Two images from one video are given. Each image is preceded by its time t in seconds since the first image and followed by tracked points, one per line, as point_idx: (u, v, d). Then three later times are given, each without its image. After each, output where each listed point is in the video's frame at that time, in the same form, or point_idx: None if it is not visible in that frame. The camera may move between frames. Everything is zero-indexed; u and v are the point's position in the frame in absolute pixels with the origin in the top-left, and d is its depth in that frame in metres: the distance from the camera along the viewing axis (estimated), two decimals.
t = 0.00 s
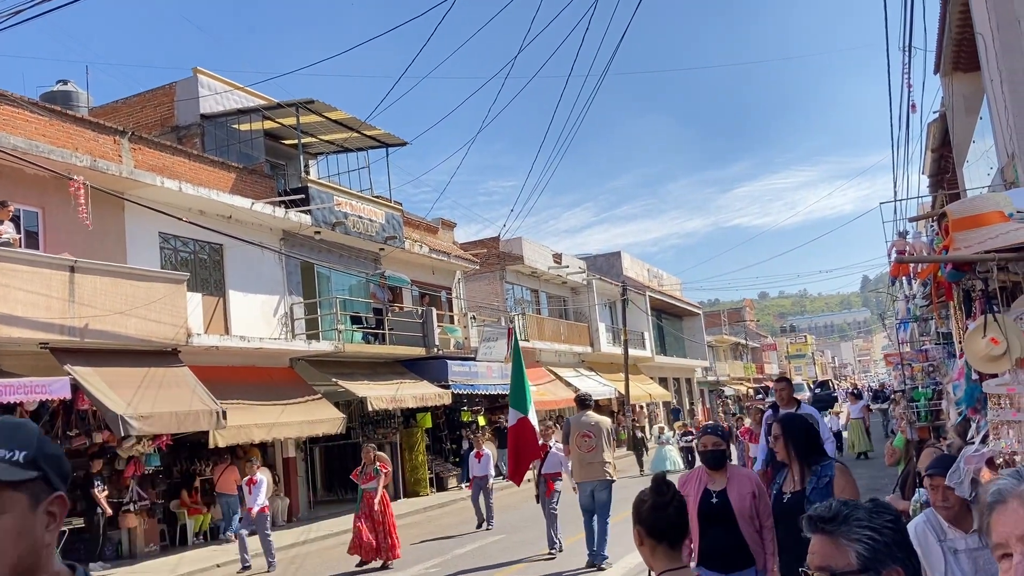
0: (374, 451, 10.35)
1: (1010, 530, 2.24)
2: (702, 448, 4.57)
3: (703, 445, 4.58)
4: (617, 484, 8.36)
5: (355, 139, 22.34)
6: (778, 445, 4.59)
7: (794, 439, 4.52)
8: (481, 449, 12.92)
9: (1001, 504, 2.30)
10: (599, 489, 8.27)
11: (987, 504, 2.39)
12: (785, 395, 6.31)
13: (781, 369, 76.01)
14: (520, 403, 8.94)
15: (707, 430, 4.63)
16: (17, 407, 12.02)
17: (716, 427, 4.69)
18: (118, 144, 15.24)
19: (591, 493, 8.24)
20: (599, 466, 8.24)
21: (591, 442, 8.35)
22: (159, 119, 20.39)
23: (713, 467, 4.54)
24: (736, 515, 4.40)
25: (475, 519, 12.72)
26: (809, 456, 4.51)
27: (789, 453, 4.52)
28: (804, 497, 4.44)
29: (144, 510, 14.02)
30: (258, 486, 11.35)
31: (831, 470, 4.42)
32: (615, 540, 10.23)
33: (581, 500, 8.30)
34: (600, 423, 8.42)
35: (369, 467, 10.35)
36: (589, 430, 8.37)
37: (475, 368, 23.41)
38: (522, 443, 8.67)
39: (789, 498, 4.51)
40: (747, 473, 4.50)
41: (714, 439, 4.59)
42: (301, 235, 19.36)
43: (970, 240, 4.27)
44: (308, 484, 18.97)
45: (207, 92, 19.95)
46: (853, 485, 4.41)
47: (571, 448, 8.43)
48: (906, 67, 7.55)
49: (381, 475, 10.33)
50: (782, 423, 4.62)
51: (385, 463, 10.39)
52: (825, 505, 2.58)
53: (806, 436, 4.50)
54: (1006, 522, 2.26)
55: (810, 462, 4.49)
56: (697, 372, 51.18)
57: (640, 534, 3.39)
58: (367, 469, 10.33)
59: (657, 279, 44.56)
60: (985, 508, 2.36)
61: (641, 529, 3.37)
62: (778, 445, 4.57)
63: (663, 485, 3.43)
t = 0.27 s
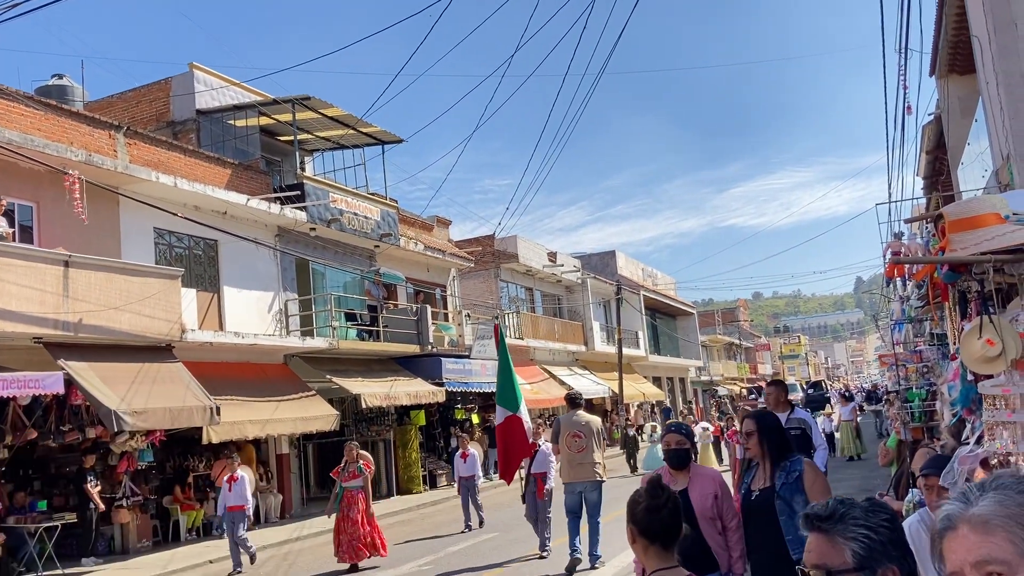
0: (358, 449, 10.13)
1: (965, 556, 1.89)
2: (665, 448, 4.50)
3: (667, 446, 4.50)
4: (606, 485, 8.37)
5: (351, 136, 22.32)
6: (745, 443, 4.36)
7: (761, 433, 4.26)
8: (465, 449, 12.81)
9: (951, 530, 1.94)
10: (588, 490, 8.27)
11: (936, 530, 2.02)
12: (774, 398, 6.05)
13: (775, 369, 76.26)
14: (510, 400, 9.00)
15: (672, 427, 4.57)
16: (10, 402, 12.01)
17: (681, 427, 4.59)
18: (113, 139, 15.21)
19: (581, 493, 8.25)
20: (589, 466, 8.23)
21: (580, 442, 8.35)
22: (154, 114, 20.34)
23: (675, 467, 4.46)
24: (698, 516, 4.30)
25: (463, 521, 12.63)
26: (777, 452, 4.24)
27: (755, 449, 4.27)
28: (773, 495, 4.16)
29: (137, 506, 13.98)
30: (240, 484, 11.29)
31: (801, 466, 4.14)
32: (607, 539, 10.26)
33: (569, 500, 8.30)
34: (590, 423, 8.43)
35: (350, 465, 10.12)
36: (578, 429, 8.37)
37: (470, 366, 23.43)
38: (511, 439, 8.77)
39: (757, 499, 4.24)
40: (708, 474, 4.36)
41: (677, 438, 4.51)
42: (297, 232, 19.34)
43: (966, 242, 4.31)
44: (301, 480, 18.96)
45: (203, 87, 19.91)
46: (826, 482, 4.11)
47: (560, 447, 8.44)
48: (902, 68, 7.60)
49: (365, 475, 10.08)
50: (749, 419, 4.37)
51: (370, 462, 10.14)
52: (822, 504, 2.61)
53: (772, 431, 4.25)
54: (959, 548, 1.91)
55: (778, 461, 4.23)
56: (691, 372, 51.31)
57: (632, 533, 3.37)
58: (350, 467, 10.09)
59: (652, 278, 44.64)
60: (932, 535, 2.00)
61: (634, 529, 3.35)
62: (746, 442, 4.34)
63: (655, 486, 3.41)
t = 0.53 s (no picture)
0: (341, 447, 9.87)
1: None
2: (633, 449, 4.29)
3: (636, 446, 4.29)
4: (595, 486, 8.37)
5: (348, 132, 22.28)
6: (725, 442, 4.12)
7: (742, 434, 4.05)
8: (453, 447, 12.60)
9: None
10: (577, 491, 8.27)
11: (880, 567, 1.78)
12: (759, 397, 5.68)
13: (770, 369, 76.36)
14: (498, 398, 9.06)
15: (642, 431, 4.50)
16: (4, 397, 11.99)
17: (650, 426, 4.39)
18: (109, 134, 15.17)
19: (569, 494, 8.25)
20: (577, 468, 8.21)
21: (569, 443, 8.33)
22: (150, 109, 20.27)
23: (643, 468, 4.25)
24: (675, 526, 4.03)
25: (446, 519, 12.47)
26: (757, 453, 4.04)
27: (735, 451, 4.06)
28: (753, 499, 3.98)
29: (131, 501, 13.95)
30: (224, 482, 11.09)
31: (782, 467, 3.95)
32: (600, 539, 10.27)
33: (559, 500, 8.32)
34: (579, 423, 8.39)
35: (335, 464, 9.82)
36: (567, 431, 8.33)
37: (464, 363, 23.45)
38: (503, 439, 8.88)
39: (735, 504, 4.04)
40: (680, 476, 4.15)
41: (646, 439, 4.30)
42: (293, 228, 19.31)
43: (964, 242, 4.32)
44: (296, 477, 18.96)
45: (200, 83, 19.85)
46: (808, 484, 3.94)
47: (549, 447, 8.43)
48: (900, 69, 7.61)
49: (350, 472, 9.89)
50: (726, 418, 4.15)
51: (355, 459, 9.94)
52: (821, 501, 2.62)
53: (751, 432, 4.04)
54: None
55: (760, 464, 4.02)
56: (686, 372, 51.40)
57: (628, 531, 3.38)
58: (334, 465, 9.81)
59: (648, 278, 44.69)
60: None
61: (629, 526, 3.36)
62: (725, 443, 4.10)
63: (649, 484, 3.38)
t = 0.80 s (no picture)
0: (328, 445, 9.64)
1: None
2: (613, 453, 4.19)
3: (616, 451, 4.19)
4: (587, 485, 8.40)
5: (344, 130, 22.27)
6: (716, 449, 4.03)
7: (735, 441, 3.97)
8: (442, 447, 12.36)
9: None
10: (568, 491, 8.27)
11: None
12: (743, 400, 5.72)
13: (765, 369, 76.46)
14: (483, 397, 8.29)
15: (622, 435, 4.52)
16: None
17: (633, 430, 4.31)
18: (105, 130, 15.14)
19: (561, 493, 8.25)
20: (568, 467, 8.22)
21: (561, 441, 8.36)
22: (146, 105, 20.22)
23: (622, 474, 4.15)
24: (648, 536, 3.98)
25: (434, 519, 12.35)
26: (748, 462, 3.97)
27: (726, 459, 3.98)
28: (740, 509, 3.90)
29: (124, 498, 13.91)
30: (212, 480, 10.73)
31: (773, 480, 3.88)
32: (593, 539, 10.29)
33: (552, 499, 8.32)
34: (571, 423, 8.43)
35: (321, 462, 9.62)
36: (559, 429, 8.35)
37: (460, 362, 23.45)
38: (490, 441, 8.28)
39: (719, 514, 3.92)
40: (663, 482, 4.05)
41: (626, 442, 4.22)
42: (289, 226, 19.28)
43: (960, 243, 4.34)
44: (290, 475, 18.93)
45: (196, 80, 19.82)
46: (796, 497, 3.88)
47: (540, 446, 8.45)
48: (896, 71, 7.63)
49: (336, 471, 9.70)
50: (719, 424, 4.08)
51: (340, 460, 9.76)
52: (817, 501, 2.64)
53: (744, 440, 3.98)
54: None
55: (752, 473, 3.94)
56: (681, 372, 51.48)
57: (622, 530, 3.37)
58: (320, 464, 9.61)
59: (643, 278, 44.74)
60: None
61: (623, 524, 3.34)
62: (718, 449, 4.01)
63: (645, 481, 3.38)
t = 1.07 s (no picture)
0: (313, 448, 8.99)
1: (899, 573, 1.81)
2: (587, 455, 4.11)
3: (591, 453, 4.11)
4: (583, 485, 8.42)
5: (338, 130, 22.24)
6: (702, 447, 3.98)
7: (722, 440, 3.93)
8: (431, 449, 12.37)
9: (886, 546, 1.85)
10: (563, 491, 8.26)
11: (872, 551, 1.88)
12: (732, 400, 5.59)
13: (758, 370, 76.55)
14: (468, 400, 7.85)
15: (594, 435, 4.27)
16: None
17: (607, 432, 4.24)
18: (99, 128, 15.09)
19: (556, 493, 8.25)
20: (565, 469, 8.26)
21: (558, 443, 8.28)
22: (140, 104, 20.14)
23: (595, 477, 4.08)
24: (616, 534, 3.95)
25: (424, 520, 12.33)
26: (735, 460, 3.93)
27: (713, 457, 3.93)
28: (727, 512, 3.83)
29: (117, 498, 13.86)
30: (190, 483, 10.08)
31: (759, 478, 3.84)
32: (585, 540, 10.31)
33: (546, 499, 8.33)
34: (568, 425, 8.34)
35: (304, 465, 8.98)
36: (556, 432, 8.24)
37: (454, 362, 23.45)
38: (467, 440, 7.71)
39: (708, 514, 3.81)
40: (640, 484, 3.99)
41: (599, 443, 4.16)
42: (283, 225, 19.24)
43: (956, 243, 4.35)
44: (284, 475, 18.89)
45: (190, 78, 19.76)
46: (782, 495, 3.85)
47: (536, 446, 8.43)
48: (890, 72, 7.66)
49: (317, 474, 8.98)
50: (703, 422, 4.05)
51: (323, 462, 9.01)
52: (815, 500, 2.64)
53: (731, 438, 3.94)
54: (895, 564, 1.82)
55: (738, 472, 3.89)
56: (674, 373, 51.52)
57: (619, 529, 3.36)
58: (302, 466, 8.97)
59: (637, 279, 44.78)
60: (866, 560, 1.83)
61: (620, 523, 3.34)
62: (704, 448, 3.97)
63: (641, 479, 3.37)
